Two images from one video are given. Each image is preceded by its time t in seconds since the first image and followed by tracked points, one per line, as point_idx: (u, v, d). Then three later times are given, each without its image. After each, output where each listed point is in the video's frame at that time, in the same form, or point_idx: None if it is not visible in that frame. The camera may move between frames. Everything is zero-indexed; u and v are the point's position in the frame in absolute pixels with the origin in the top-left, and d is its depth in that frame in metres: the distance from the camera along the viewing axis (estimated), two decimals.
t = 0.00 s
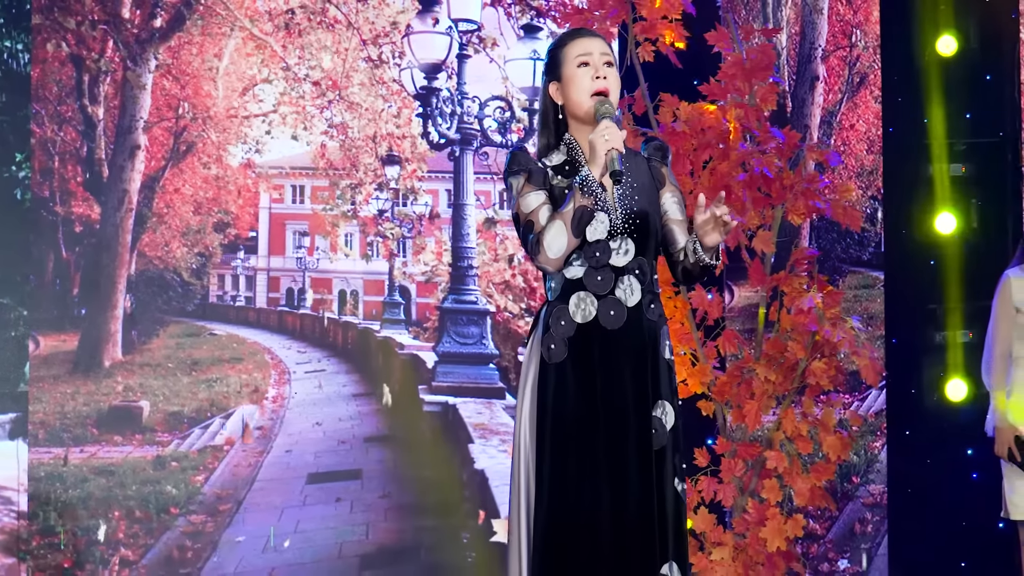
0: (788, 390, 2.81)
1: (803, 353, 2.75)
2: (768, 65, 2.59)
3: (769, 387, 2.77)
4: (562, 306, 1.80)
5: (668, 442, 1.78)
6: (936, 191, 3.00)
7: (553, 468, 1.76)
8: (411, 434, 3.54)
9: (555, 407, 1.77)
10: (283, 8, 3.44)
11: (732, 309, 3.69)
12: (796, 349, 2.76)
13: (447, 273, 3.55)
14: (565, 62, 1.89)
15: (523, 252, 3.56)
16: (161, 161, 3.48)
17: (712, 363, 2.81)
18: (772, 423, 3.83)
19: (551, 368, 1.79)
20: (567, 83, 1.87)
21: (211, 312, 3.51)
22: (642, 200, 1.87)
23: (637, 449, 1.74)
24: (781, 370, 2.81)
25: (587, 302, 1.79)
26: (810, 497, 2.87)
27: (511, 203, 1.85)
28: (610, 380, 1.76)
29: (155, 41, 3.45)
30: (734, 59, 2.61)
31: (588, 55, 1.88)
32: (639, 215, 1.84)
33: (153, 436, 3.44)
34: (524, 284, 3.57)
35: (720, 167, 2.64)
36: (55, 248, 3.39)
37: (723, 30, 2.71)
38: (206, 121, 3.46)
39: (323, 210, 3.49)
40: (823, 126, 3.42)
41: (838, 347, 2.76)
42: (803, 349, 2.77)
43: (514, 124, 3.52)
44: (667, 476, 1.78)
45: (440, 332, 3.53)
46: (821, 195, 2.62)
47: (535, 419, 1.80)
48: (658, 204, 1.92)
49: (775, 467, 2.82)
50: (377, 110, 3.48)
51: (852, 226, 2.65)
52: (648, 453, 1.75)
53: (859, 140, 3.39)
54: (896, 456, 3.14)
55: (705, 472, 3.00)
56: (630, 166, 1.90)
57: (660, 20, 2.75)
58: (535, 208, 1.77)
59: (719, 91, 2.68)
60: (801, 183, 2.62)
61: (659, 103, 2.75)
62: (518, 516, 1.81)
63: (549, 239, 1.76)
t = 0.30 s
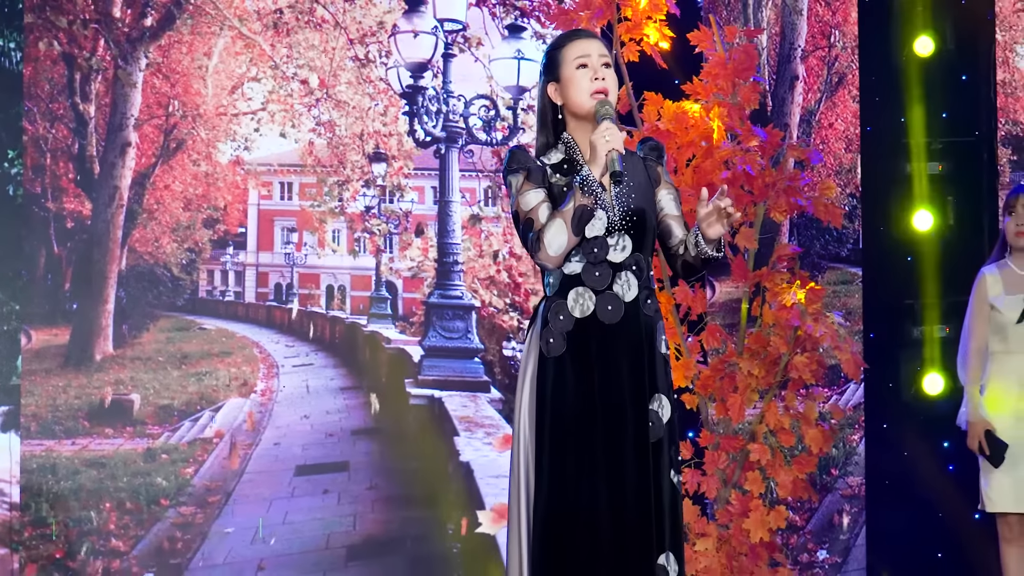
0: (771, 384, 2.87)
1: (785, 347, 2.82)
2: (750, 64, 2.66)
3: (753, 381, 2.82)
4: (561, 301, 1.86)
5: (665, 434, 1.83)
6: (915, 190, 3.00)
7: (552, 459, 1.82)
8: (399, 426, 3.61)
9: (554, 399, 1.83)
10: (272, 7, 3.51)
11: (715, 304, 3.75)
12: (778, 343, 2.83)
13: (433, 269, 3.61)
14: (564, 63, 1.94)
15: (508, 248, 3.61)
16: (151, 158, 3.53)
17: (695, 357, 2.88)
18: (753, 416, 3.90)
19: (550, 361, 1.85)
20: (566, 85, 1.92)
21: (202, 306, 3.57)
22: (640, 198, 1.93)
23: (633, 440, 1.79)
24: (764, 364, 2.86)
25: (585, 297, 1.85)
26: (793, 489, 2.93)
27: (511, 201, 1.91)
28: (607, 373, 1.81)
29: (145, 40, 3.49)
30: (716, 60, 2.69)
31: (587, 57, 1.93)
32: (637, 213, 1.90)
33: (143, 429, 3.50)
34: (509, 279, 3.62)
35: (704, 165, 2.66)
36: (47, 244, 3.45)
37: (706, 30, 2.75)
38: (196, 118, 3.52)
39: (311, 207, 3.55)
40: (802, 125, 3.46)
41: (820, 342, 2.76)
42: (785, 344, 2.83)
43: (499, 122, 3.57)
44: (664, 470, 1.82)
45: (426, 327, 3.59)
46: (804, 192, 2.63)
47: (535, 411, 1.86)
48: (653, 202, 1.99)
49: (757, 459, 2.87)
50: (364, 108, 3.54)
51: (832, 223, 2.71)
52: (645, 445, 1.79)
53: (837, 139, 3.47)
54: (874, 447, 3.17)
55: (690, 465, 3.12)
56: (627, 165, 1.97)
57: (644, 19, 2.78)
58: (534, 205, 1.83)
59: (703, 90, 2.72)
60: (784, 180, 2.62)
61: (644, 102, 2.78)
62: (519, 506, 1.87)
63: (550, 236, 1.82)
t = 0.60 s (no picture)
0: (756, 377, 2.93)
1: (769, 341, 2.87)
2: (734, 64, 2.71)
3: (737, 374, 2.89)
4: (561, 295, 1.85)
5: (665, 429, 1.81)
6: (894, 188, 2.84)
7: (552, 453, 1.81)
8: (386, 418, 3.67)
9: (554, 392, 1.83)
10: (261, 6, 3.56)
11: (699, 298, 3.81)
12: (762, 337, 2.89)
13: (419, 264, 3.66)
14: (565, 64, 1.95)
15: (493, 243, 3.66)
16: (143, 154, 3.60)
17: (680, 351, 2.94)
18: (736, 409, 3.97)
19: (550, 355, 1.84)
20: (566, 85, 1.93)
21: (192, 301, 3.62)
22: (639, 195, 1.91)
23: (632, 434, 1.77)
24: (747, 357, 2.92)
25: (585, 292, 1.84)
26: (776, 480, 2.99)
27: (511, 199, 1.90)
28: (606, 367, 1.80)
29: (137, 38, 3.55)
30: (701, 59, 2.74)
31: (587, 57, 1.94)
32: (637, 210, 1.88)
33: (135, 421, 3.55)
34: (494, 274, 3.67)
35: (687, 163, 2.75)
36: (39, 239, 3.52)
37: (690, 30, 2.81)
38: (187, 115, 3.58)
39: (300, 203, 3.61)
40: (782, 123, 3.53)
41: (804, 335, 2.85)
42: (769, 338, 2.89)
43: (484, 119, 3.63)
44: (662, 462, 1.80)
45: (412, 321, 3.65)
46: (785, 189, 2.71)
47: (535, 404, 1.85)
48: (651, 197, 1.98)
49: (741, 450, 2.90)
50: (352, 105, 3.59)
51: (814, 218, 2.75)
52: (644, 440, 1.78)
53: (817, 136, 3.53)
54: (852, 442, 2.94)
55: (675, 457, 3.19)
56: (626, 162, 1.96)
57: (630, 18, 2.79)
58: (535, 202, 1.83)
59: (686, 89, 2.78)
60: (766, 177, 2.71)
61: (629, 100, 2.84)
62: (521, 499, 1.86)
63: (551, 233, 1.79)
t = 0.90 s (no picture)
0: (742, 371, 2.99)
1: (756, 334, 2.94)
2: (720, 62, 2.79)
3: (725, 366, 2.95)
4: (566, 289, 1.92)
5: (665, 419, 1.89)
6: (877, 183, 2.93)
7: (557, 444, 1.89)
8: (378, 409, 3.73)
9: (559, 383, 1.90)
10: (255, 4, 3.63)
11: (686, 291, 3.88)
12: (750, 330, 2.95)
13: (411, 258, 3.72)
14: (570, 63, 1.99)
15: (483, 237, 3.74)
16: (138, 149, 3.65)
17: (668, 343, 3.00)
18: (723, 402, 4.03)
19: (555, 348, 1.92)
20: (571, 84, 1.98)
21: (187, 294, 3.69)
22: (641, 191, 1.98)
23: (634, 424, 1.85)
24: (734, 350, 2.98)
25: (589, 285, 1.91)
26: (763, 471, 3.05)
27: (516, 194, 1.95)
28: (609, 359, 1.87)
29: (132, 35, 3.61)
30: (688, 57, 2.82)
31: (591, 57, 1.98)
32: (638, 205, 1.96)
33: (131, 412, 3.61)
34: (484, 268, 3.75)
35: (677, 158, 2.78)
36: (36, 233, 3.57)
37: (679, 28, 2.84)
38: (182, 111, 3.63)
39: (293, 198, 3.67)
40: (767, 119, 3.59)
41: (790, 329, 2.89)
42: (756, 331, 2.96)
43: (474, 116, 3.70)
44: (663, 451, 1.89)
45: (404, 314, 3.71)
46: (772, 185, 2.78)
47: (541, 394, 1.93)
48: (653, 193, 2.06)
49: (729, 442, 2.97)
50: (344, 102, 3.66)
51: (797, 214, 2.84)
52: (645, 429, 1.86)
53: (801, 133, 3.58)
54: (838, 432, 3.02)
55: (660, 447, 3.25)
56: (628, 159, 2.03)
57: (619, 18, 2.84)
58: (540, 198, 1.88)
59: (675, 86, 2.82)
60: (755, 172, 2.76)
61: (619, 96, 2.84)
62: (528, 488, 1.95)
63: (556, 228, 1.86)
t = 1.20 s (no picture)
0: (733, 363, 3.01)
1: (746, 326, 2.99)
2: (711, 59, 2.85)
3: (716, 358, 3.00)
4: (572, 282, 1.81)
5: (671, 412, 1.79)
6: (863, 180, 3.01)
7: (563, 438, 1.79)
8: (371, 401, 3.78)
9: (565, 376, 1.80)
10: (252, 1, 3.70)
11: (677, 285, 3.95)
12: (740, 322, 3.00)
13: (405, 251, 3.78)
14: (577, 61, 1.89)
15: (476, 232, 3.78)
16: (137, 144, 3.71)
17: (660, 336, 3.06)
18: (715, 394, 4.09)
19: (561, 340, 1.81)
20: (578, 83, 1.88)
21: (186, 286, 3.73)
22: (649, 186, 1.86)
23: (641, 419, 1.75)
24: (725, 342, 3.02)
25: (595, 279, 1.80)
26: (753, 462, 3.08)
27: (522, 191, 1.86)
28: (616, 351, 1.77)
29: (131, 31, 3.68)
30: (680, 55, 2.86)
31: (599, 56, 1.89)
32: (646, 200, 1.84)
33: (130, 403, 3.67)
34: (477, 261, 3.78)
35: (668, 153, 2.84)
36: (36, 226, 3.63)
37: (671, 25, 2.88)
38: (180, 107, 3.69)
39: (289, 191, 3.72)
40: (756, 116, 3.65)
41: (782, 321, 2.93)
42: (747, 324, 3.00)
43: (467, 111, 3.76)
44: (671, 445, 1.78)
45: (398, 307, 3.77)
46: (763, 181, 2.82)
47: (547, 388, 1.83)
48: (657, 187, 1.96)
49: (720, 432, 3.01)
50: (340, 98, 3.72)
51: (789, 209, 2.89)
52: (653, 425, 1.75)
53: (789, 129, 3.65)
54: (824, 425, 3.13)
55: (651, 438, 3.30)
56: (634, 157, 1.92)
57: (613, 14, 2.87)
58: (547, 193, 1.79)
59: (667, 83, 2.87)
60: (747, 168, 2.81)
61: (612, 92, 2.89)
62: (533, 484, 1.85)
63: (563, 224, 1.77)
